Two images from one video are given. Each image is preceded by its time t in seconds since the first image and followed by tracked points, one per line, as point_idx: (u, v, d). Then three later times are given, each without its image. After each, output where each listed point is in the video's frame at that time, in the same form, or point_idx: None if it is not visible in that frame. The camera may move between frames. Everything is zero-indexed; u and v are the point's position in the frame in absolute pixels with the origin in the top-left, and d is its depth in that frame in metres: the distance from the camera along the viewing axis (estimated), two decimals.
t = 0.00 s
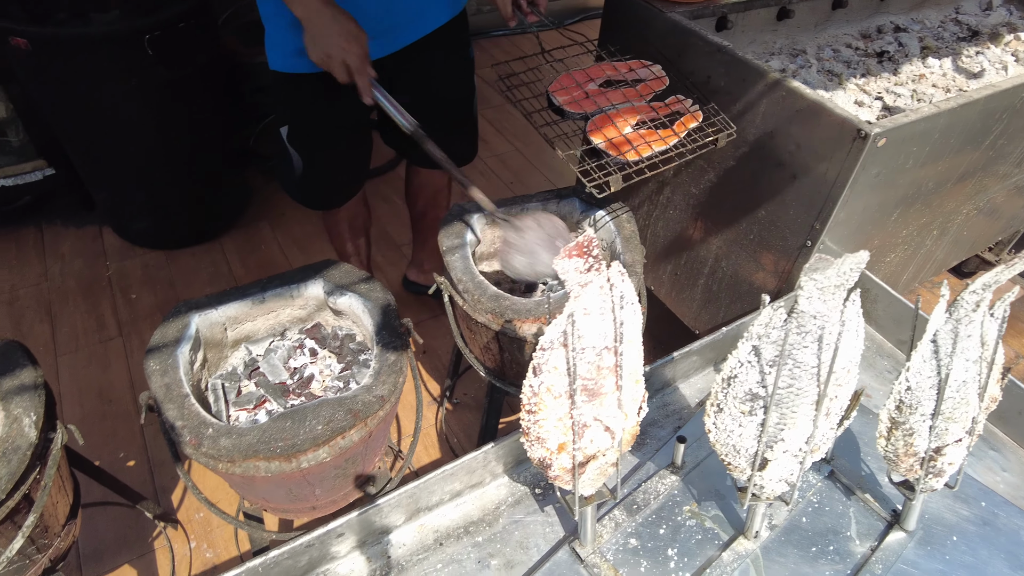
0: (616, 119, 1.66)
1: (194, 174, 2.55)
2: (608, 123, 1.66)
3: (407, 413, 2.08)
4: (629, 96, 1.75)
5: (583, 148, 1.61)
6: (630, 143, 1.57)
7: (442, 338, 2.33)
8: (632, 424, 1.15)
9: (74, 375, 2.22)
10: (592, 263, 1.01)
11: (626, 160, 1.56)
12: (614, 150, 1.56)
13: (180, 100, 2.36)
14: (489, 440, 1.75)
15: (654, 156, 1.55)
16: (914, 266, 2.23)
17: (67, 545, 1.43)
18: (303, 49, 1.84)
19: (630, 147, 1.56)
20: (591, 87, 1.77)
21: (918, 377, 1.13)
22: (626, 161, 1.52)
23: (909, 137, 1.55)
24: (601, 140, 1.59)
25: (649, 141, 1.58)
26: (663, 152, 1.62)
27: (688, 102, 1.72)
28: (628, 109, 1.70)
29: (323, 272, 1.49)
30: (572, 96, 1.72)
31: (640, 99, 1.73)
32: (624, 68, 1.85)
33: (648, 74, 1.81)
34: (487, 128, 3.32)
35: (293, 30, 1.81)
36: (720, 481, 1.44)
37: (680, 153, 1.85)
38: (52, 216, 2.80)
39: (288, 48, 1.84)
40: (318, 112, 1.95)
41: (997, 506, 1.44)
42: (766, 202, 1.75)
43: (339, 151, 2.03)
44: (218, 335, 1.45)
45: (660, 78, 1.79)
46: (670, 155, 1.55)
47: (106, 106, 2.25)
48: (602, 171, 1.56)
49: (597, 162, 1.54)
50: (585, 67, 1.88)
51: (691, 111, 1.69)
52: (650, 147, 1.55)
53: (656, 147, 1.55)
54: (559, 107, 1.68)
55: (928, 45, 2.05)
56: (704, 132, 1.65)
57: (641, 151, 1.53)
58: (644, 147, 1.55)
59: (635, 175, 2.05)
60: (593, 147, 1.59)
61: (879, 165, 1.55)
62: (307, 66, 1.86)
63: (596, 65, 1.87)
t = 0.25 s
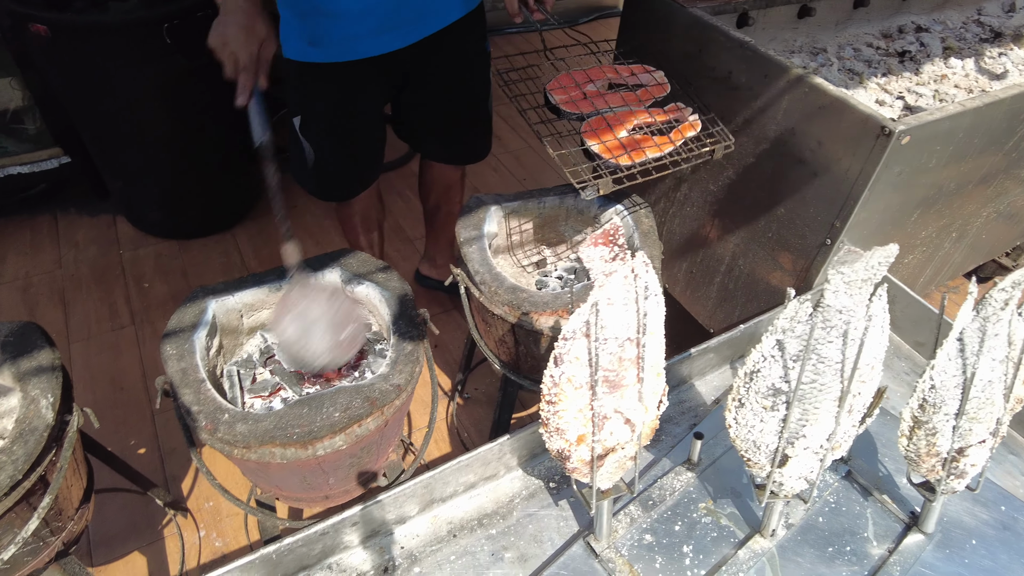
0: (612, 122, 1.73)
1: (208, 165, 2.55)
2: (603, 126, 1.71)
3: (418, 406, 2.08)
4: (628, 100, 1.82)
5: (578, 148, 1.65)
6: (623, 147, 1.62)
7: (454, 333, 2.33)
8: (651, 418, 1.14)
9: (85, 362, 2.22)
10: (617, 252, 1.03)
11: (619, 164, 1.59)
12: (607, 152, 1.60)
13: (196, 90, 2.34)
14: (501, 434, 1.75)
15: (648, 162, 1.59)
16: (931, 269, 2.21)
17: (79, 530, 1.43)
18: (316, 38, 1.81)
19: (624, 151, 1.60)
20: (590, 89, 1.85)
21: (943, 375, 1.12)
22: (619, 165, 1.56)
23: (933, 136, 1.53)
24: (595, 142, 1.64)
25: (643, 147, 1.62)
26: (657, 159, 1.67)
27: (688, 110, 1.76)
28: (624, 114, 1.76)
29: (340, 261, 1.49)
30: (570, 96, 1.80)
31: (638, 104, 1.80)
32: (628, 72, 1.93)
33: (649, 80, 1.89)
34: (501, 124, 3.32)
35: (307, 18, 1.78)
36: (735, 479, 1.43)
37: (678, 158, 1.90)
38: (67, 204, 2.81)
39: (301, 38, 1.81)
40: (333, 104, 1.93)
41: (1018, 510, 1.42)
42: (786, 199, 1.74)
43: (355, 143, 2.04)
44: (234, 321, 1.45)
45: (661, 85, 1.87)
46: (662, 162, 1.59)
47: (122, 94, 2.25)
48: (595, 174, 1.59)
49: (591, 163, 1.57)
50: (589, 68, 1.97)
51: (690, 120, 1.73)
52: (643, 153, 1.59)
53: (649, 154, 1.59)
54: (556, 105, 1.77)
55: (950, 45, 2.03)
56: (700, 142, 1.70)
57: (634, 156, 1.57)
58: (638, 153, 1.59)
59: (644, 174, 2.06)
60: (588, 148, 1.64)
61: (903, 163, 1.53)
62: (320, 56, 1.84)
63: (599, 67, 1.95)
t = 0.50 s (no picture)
0: (609, 126, 1.72)
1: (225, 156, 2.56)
2: (599, 130, 1.70)
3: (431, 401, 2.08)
4: (629, 105, 1.83)
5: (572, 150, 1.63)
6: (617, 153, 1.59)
7: (468, 329, 2.33)
8: (674, 415, 1.13)
9: (101, 350, 2.23)
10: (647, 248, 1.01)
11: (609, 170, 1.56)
12: (599, 156, 1.57)
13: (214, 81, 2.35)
14: (516, 430, 1.75)
15: (639, 171, 1.55)
16: (950, 275, 2.20)
17: (98, 515, 1.46)
18: (336, 29, 1.82)
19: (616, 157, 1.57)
20: (591, 91, 1.84)
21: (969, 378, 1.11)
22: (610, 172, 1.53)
23: (957, 139, 1.52)
24: (589, 146, 1.62)
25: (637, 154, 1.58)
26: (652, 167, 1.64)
27: (691, 120, 1.75)
28: (623, 120, 1.74)
29: (361, 253, 1.49)
30: (569, 96, 1.80)
31: (639, 109, 1.81)
32: (633, 77, 1.96)
33: (654, 86, 1.91)
34: (517, 123, 3.32)
35: (327, 10, 1.79)
36: (754, 479, 1.42)
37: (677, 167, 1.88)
38: (85, 193, 2.83)
39: (320, 31, 1.83)
40: (352, 95, 1.95)
41: None
42: (806, 200, 1.74)
43: (373, 136, 2.04)
44: (254, 311, 1.45)
45: (666, 91, 1.88)
46: (656, 170, 1.56)
47: (142, 85, 2.26)
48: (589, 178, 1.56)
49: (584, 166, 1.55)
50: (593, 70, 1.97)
51: (690, 130, 1.71)
52: (636, 161, 1.55)
53: (642, 163, 1.56)
54: (554, 104, 1.77)
55: (974, 49, 2.02)
56: (698, 153, 1.67)
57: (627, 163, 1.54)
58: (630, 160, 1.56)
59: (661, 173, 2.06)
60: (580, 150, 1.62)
61: (927, 166, 1.52)
62: (337, 49, 1.84)
63: (603, 70, 1.96)
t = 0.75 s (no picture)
0: (625, 118, 1.72)
1: (242, 149, 2.57)
2: (615, 121, 1.71)
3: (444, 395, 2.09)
4: (645, 98, 1.84)
5: (587, 139, 1.65)
6: (632, 143, 1.60)
7: (481, 324, 2.34)
8: (695, 412, 1.12)
9: (116, 338, 2.25)
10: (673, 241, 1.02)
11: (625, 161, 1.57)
12: (614, 146, 1.59)
13: (234, 72, 2.36)
14: (530, 425, 1.74)
15: (654, 162, 1.56)
16: (969, 281, 2.17)
17: (113, 500, 1.46)
18: (358, 24, 1.80)
19: (631, 148, 1.58)
20: (608, 82, 1.86)
21: (996, 381, 1.10)
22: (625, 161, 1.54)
23: (984, 141, 1.50)
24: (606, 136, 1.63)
25: (652, 146, 1.59)
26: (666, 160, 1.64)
27: (705, 116, 1.75)
28: (639, 112, 1.76)
29: (380, 244, 1.50)
30: (586, 87, 1.82)
31: (655, 103, 1.82)
32: (648, 72, 1.98)
33: (669, 82, 1.93)
34: (533, 121, 3.33)
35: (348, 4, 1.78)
36: (770, 480, 1.41)
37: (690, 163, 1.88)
38: (102, 182, 2.86)
39: (342, 24, 1.81)
40: (371, 90, 1.94)
41: None
42: (827, 201, 1.73)
43: (392, 131, 2.03)
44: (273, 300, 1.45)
45: (681, 87, 1.90)
46: (672, 162, 1.56)
47: (164, 74, 2.27)
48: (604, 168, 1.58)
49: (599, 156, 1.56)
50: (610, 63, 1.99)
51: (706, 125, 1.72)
52: (651, 152, 1.56)
53: (657, 154, 1.57)
54: (571, 94, 1.77)
55: (1000, 52, 2.00)
56: (714, 148, 1.67)
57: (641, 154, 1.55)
58: (645, 151, 1.57)
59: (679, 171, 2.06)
60: (596, 141, 1.63)
61: (953, 168, 1.50)
62: (360, 42, 1.82)
63: (620, 63, 1.98)
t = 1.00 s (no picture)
0: (646, 118, 1.70)
1: (257, 142, 2.57)
2: (636, 122, 1.69)
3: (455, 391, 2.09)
4: (664, 99, 1.83)
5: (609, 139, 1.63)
6: (654, 143, 1.58)
7: (494, 321, 2.34)
8: (712, 412, 1.11)
9: (130, 327, 2.26)
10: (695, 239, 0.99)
11: (646, 162, 1.54)
12: (637, 146, 1.56)
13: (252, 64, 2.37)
14: (542, 423, 1.74)
15: (676, 163, 1.55)
16: (989, 287, 2.15)
17: (126, 488, 1.46)
18: (373, 16, 1.80)
19: (654, 148, 1.56)
20: (629, 83, 1.84)
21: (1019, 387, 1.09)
22: (648, 161, 1.52)
23: (1009, 145, 1.49)
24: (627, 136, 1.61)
25: (674, 146, 1.58)
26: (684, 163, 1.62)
27: (722, 120, 1.74)
28: (659, 113, 1.74)
29: (397, 238, 1.50)
30: (608, 86, 1.80)
31: (674, 104, 1.81)
32: (666, 73, 1.97)
33: (687, 83, 1.92)
34: (549, 119, 3.33)
35: None
36: (785, 483, 1.40)
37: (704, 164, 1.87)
38: (119, 173, 2.90)
39: (357, 14, 1.80)
40: (387, 84, 1.94)
41: None
42: (847, 203, 1.72)
43: (408, 126, 2.03)
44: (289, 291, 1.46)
45: (698, 89, 1.89)
46: (691, 165, 1.54)
47: (182, 67, 2.28)
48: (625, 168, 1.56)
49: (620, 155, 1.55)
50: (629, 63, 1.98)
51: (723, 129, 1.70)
52: (673, 153, 1.55)
53: (679, 154, 1.55)
54: (594, 92, 1.75)
55: None
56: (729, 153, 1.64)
57: (664, 154, 1.53)
58: (668, 151, 1.55)
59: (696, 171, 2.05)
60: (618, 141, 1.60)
61: (976, 171, 1.49)
62: (375, 34, 1.82)
63: (639, 64, 1.97)
